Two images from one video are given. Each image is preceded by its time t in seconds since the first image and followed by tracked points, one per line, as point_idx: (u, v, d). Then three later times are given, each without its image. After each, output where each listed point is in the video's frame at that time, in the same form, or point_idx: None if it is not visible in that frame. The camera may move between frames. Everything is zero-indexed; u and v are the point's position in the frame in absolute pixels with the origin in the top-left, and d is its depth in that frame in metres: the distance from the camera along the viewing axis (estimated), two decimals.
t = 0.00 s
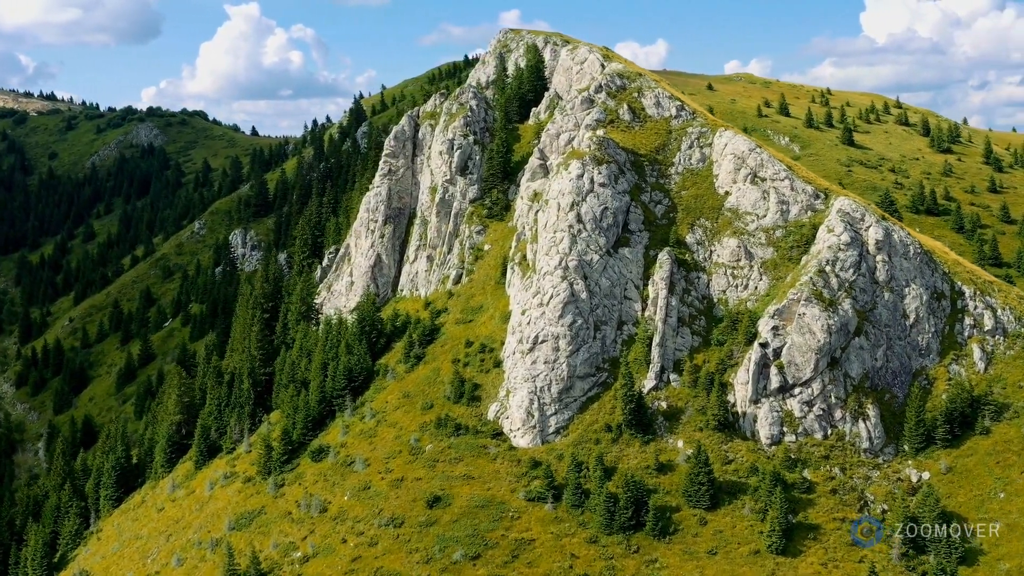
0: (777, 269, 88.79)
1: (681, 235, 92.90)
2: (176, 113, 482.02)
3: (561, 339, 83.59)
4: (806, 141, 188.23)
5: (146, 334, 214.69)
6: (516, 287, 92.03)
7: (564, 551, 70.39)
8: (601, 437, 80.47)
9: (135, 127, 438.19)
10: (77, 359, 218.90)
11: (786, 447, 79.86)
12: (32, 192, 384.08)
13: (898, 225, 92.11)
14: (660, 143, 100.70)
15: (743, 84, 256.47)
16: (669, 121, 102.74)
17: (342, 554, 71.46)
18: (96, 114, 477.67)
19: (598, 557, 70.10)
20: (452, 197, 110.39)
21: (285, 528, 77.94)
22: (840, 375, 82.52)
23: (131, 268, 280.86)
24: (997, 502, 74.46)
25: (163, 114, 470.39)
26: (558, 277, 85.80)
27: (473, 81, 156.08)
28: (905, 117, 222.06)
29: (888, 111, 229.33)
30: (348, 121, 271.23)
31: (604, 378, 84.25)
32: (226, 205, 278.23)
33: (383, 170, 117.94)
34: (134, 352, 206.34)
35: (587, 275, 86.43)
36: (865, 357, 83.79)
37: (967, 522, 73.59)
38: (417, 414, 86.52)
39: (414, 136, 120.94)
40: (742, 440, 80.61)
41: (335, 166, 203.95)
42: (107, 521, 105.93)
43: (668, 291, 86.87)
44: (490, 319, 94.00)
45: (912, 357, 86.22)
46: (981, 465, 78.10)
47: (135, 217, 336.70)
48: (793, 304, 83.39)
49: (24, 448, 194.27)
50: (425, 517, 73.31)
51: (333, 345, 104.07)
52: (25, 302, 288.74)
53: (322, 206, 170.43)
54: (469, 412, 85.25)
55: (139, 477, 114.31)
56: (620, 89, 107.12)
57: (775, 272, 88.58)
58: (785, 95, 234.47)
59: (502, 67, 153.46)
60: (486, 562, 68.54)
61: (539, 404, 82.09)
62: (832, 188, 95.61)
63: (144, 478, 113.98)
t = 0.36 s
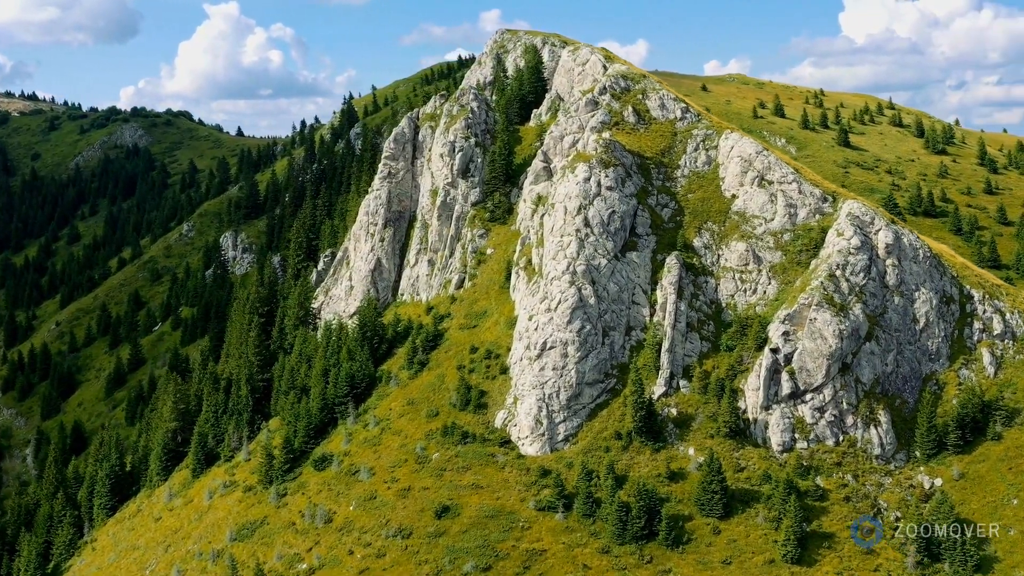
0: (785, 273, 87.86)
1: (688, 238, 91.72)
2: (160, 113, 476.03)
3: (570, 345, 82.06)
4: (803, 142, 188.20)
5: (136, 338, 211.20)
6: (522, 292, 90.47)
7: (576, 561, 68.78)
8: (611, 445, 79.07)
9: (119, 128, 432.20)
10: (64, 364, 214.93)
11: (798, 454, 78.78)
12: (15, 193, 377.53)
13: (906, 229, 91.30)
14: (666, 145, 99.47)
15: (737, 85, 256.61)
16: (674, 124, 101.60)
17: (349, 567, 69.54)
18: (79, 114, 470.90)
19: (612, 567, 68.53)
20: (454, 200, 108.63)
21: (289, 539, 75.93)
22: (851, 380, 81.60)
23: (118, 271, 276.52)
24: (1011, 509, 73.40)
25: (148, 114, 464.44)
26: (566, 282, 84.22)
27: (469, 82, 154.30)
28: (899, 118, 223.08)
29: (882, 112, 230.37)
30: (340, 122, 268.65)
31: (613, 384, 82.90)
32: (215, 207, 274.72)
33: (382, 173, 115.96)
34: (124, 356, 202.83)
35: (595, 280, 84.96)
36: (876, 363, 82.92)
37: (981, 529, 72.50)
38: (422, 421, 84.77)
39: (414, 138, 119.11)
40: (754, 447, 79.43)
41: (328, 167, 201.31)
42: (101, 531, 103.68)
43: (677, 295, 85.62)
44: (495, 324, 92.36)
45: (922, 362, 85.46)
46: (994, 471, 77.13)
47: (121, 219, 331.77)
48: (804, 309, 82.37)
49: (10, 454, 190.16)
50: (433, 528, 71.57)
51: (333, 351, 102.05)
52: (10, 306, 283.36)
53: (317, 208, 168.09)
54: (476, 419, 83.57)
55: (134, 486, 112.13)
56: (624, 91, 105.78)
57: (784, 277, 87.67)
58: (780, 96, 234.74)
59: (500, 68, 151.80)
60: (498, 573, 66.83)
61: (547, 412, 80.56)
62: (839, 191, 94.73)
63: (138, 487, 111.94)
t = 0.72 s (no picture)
0: (794, 278, 86.98)
1: (695, 243, 90.57)
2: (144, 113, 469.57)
3: (579, 352, 80.52)
4: (799, 145, 188.16)
5: (123, 342, 207.44)
6: (528, 298, 88.86)
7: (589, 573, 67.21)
8: (621, 453, 77.66)
9: (102, 128, 425.56)
10: (50, 369, 210.58)
11: (810, 461, 77.75)
12: None
13: (915, 233, 90.53)
14: (671, 148, 98.28)
15: (729, 86, 256.62)
16: (679, 126, 100.49)
17: None
18: (61, 114, 463.66)
19: None
20: (455, 203, 106.85)
21: (293, 552, 73.97)
22: (862, 387, 80.72)
23: (104, 273, 271.92)
24: None
25: (132, 115, 458.06)
26: (574, 287, 82.63)
27: (466, 84, 152.65)
28: (892, 120, 224.09)
29: (874, 114, 231.31)
30: (331, 122, 265.90)
31: (622, 392, 81.56)
32: (202, 209, 271.05)
33: (382, 176, 113.93)
34: (112, 361, 199.13)
35: (603, 285, 83.50)
36: (886, 369, 82.11)
37: (995, 537, 71.42)
38: (428, 430, 82.97)
39: (413, 141, 117.22)
40: (765, 455, 78.31)
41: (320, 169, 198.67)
42: (94, 541, 101.82)
43: (686, 301, 84.40)
44: (500, 331, 90.72)
45: (931, 367, 84.77)
46: (1006, 478, 76.18)
47: (106, 220, 326.42)
48: (814, 315, 81.36)
49: None
50: (442, 539, 69.90)
51: (333, 357, 100.04)
52: None
53: (310, 211, 165.78)
54: (483, 428, 81.86)
55: (127, 494, 110.46)
56: (628, 93, 104.37)
57: (792, 282, 86.80)
58: (773, 98, 234.98)
59: (497, 70, 150.26)
60: None
61: (556, 420, 79.02)
62: (846, 195, 93.92)
63: (132, 495, 110.20)
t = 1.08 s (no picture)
0: (805, 283, 86.10)
1: (704, 248, 89.45)
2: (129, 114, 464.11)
3: (590, 359, 79.07)
4: (797, 147, 187.89)
5: (115, 347, 204.42)
6: (536, 303, 87.37)
7: None
8: (633, 462, 76.31)
9: (87, 129, 420.22)
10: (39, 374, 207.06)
11: (825, 470, 76.70)
12: None
13: (925, 237, 89.76)
14: (678, 152, 97.04)
15: (724, 88, 256.55)
16: (685, 130, 99.27)
17: None
18: (46, 115, 457.57)
19: None
20: (459, 207, 105.21)
21: (300, 565, 72.50)
22: (875, 394, 79.79)
23: (93, 277, 267.92)
24: None
25: (118, 116, 452.88)
26: (584, 293, 81.17)
27: (465, 87, 151.26)
28: (887, 122, 224.64)
29: (870, 116, 231.84)
30: (324, 124, 263.59)
31: (632, 400, 80.27)
32: (192, 211, 267.66)
33: (383, 179, 112.08)
34: (103, 366, 196.11)
35: (613, 291, 82.13)
36: (899, 375, 81.23)
37: (1012, 545, 70.37)
38: (435, 439, 81.42)
39: (415, 144, 115.45)
40: (779, 463, 77.20)
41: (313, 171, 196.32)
42: (91, 551, 100.54)
43: (697, 307, 83.21)
44: (507, 337, 89.27)
45: (943, 373, 83.94)
46: (1021, 486, 75.26)
47: (94, 223, 322.10)
48: (827, 321, 80.35)
49: None
50: (454, 552, 68.60)
51: (335, 365, 98.26)
52: None
53: (306, 215, 163.77)
54: (493, 436, 80.33)
55: (124, 503, 109.46)
56: (634, 95, 102.93)
57: (803, 287, 85.87)
58: (769, 99, 234.98)
59: (496, 72, 148.84)
60: None
61: (567, 429, 77.59)
62: (856, 199, 93.06)
63: (129, 504, 109.26)
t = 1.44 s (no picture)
0: (818, 288, 85.12)
1: (716, 252, 88.24)
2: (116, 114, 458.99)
3: (603, 366, 77.61)
4: (796, 149, 187.29)
5: (107, 352, 201.32)
6: (545, 309, 85.81)
7: None
8: (648, 471, 74.91)
9: (74, 129, 415.15)
10: (29, 379, 203.54)
11: (841, 478, 75.60)
12: None
13: (938, 241, 88.81)
14: (688, 155, 95.71)
15: (720, 89, 256.05)
16: (694, 132, 97.90)
17: None
18: (31, 116, 451.07)
19: None
20: (464, 211, 103.47)
21: None
22: (891, 401, 78.78)
23: (83, 280, 263.83)
24: None
25: (105, 116, 447.76)
26: (596, 299, 79.65)
27: (465, 89, 149.76)
28: (884, 123, 224.71)
29: (867, 118, 231.83)
30: (318, 125, 261.09)
31: (646, 407, 78.91)
32: (183, 213, 264.16)
33: (387, 183, 110.15)
34: (96, 371, 192.99)
35: (626, 297, 80.73)
36: (914, 381, 80.24)
37: None
38: (445, 448, 79.85)
39: (418, 146, 113.58)
40: (795, 471, 76.04)
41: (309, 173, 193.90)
42: (89, 562, 98.67)
43: (710, 313, 81.97)
44: (516, 344, 87.71)
45: (957, 379, 82.92)
46: None
47: (83, 225, 317.71)
48: (843, 326, 79.25)
49: None
50: (467, 564, 67.22)
51: (339, 372, 96.40)
52: None
53: (303, 218, 161.54)
54: (504, 445, 78.70)
55: (122, 512, 107.51)
56: (642, 98, 101.29)
57: (816, 292, 84.86)
58: (766, 100, 234.51)
59: (496, 74, 147.28)
60: None
61: (581, 437, 76.13)
62: (867, 203, 92.05)
63: (126, 514, 107.25)
